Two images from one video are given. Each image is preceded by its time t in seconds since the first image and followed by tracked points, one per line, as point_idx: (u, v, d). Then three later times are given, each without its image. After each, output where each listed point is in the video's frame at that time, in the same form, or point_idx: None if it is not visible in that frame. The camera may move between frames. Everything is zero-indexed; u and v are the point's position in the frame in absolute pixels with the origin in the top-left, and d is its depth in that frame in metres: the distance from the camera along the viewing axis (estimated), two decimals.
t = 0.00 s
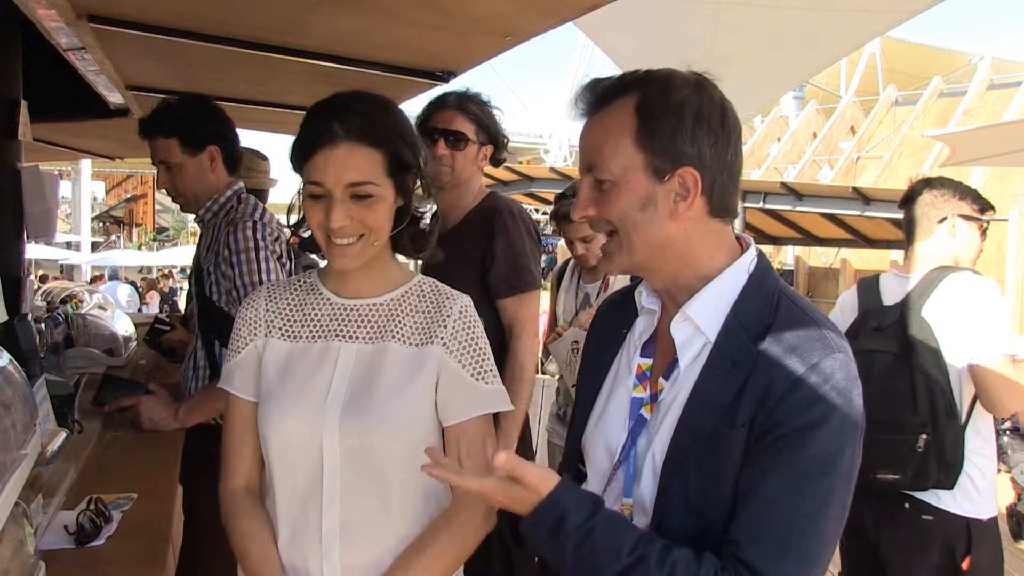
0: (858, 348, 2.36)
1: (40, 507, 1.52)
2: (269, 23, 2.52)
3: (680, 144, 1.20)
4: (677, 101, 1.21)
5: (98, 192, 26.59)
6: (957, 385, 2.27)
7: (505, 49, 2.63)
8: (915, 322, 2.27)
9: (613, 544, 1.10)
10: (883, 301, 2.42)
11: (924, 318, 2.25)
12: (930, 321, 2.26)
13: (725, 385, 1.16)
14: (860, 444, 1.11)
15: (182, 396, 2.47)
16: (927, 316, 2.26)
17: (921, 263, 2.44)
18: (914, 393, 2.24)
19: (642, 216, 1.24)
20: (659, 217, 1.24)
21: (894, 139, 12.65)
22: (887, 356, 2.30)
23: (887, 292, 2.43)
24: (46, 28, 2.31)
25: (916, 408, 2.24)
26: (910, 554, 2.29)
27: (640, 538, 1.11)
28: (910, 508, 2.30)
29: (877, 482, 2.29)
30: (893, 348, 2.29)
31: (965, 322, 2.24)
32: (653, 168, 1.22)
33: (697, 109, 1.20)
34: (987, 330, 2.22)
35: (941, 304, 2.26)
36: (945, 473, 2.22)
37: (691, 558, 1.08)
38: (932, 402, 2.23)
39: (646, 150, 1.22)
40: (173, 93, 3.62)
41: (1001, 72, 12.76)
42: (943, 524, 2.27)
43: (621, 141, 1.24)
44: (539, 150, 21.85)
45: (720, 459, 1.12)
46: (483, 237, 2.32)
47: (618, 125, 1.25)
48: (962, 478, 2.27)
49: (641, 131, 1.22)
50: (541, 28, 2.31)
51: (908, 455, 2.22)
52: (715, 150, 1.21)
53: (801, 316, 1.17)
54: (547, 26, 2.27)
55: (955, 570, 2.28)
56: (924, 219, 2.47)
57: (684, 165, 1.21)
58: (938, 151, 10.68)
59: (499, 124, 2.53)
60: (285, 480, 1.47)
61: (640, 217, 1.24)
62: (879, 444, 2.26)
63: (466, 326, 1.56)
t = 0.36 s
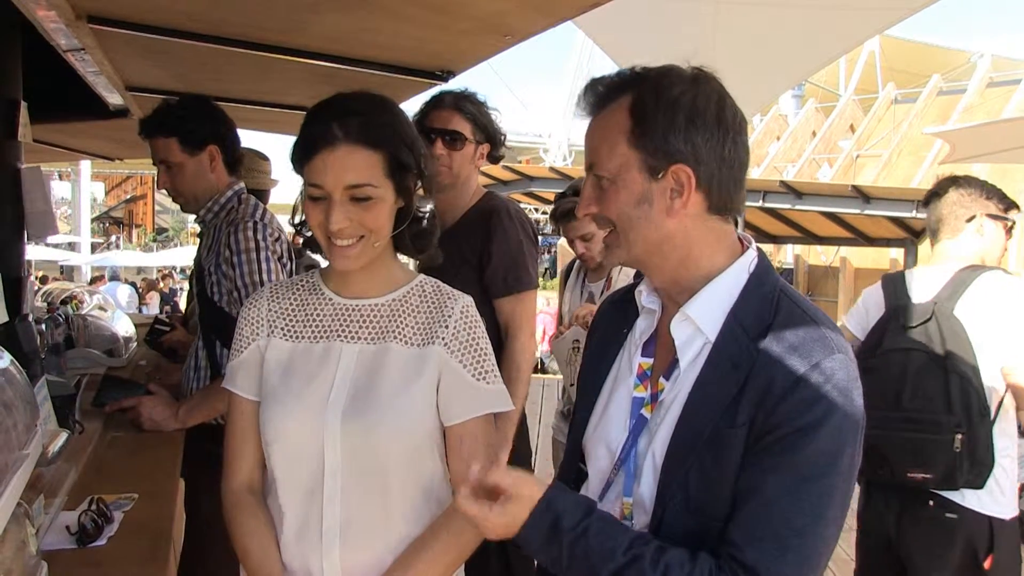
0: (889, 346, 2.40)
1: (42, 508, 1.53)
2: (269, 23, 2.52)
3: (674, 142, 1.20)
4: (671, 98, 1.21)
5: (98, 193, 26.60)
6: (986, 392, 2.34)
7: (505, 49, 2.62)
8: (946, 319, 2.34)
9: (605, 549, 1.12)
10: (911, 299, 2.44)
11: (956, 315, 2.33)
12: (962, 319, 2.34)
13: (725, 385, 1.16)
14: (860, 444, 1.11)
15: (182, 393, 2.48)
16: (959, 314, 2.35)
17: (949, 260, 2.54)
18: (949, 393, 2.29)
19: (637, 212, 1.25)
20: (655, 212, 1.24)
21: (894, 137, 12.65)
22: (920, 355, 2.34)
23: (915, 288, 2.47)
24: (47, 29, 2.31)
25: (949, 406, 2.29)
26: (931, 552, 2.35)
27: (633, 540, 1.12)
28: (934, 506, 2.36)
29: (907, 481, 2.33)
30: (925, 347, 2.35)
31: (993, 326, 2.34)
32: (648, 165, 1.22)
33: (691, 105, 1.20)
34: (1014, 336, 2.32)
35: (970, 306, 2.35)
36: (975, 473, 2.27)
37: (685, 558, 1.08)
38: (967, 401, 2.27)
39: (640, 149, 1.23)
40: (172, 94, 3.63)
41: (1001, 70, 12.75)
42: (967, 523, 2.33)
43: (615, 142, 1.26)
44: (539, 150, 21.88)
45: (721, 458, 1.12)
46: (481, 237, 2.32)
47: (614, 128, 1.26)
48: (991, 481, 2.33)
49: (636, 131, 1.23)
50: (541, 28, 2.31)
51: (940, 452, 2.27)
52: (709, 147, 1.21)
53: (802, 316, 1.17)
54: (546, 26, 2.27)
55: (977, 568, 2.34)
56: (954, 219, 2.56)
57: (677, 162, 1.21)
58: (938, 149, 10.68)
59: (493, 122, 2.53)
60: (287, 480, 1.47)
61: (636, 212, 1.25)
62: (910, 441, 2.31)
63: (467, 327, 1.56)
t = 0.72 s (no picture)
0: (915, 342, 2.39)
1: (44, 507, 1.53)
2: (269, 23, 2.52)
3: (686, 134, 1.20)
4: (681, 92, 1.21)
5: (101, 194, 26.65)
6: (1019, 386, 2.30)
7: (506, 46, 2.62)
8: (974, 314, 2.33)
9: (595, 539, 1.11)
10: (935, 295, 2.45)
11: (983, 311, 2.33)
12: (990, 314, 2.33)
13: (724, 379, 1.16)
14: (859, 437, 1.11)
15: (184, 391, 2.49)
16: (988, 309, 2.34)
17: (967, 257, 2.56)
18: (978, 390, 2.28)
19: (649, 208, 1.23)
20: (666, 207, 1.23)
21: (897, 132, 12.61)
22: (950, 350, 2.33)
23: (939, 285, 2.47)
24: (47, 30, 2.31)
25: (980, 402, 2.27)
26: (949, 549, 2.37)
27: (621, 534, 1.11)
28: (955, 506, 2.36)
29: (936, 477, 2.32)
30: (953, 342, 2.34)
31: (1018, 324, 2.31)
32: (659, 159, 1.21)
33: (701, 99, 1.20)
34: None
35: (999, 300, 2.34)
36: (1005, 470, 2.26)
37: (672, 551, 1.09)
38: (998, 396, 2.26)
39: (650, 142, 1.22)
40: (173, 94, 3.63)
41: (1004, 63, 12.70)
42: (987, 523, 2.32)
43: (626, 133, 1.24)
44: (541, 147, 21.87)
45: (716, 449, 1.12)
46: (482, 234, 2.32)
47: (622, 119, 1.25)
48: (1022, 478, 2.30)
49: (646, 123, 1.22)
50: (542, 25, 2.31)
51: (974, 450, 2.25)
52: (719, 140, 1.21)
53: (802, 310, 1.17)
54: (546, 23, 2.27)
55: (999, 569, 2.34)
56: (977, 215, 2.58)
57: (690, 155, 1.21)
58: (941, 143, 10.64)
59: (492, 119, 2.53)
60: (288, 478, 1.46)
61: (646, 207, 1.23)
62: (945, 438, 2.29)
63: (468, 324, 1.56)
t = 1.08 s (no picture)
0: (919, 337, 2.37)
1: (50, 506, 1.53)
2: (273, 19, 2.51)
3: (691, 130, 1.18)
4: (686, 87, 1.18)
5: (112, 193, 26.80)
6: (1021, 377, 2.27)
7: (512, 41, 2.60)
8: (977, 307, 2.31)
9: (583, 460, 1.07)
10: (939, 289, 2.43)
11: (986, 304, 2.30)
12: (993, 308, 2.31)
13: (725, 370, 1.15)
14: (855, 427, 1.09)
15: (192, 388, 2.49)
16: (991, 303, 2.32)
17: (970, 249, 2.52)
18: (983, 386, 2.26)
19: (655, 204, 1.21)
20: (673, 205, 1.21)
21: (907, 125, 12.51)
22: (953, 343, 2.31)
23: (942, 279, 2.45)
24: (53, 29, 2.31)
25: (985, 396, 2.25)
26: (957, 543, 2.34)
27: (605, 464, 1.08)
28: (963, 498, 2.34)
29: (943, 472, 2.29)
30: (956, 336, 2.32)
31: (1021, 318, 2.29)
32: (666, 156, 1.19)
33: (706, 94, 1.18)
34: None
35: (1002, 292, 2.32)
36: (1012, 464, 2.23)
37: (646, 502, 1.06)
38: (1002, 390, 2.24)
39: (654, 137, 1.20)
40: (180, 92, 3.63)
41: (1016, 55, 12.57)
42: (997, 515, 2.30)
43: (630, 131, 1.21)
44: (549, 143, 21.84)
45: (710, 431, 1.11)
46: (487, 230, 2.30)
47: (626, 117, 1.22)
48: None
49: (649, 119, 1.20)
50: (548, 19, 2.29)
51: (980, 444, 2.22)
52: (725, 136, 1.19)
53: (810, 306, 1.15)
54: (551, 17, 2.25)
55: (1010, 562, 2.30)
56: (980, 206, 2.54)
57: (696, 151, 1.19)
58: (952, 136, 10.54)
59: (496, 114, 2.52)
60: (294, 473, 1.46)
61: (654, 206, 1.21)
62: (952, 432, 2.26)
63: (477, 322, 1.54)
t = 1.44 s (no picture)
0: (914, 333, 2.34)
1: (43, 503, 1.52)
2: (269, 13, 2.49)
3: (673, 129, 1.17)
4: (669, 83, 1.17)
5: (115, 189, 26.84)
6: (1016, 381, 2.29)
7: (510, 35, 2.58)
8: (971, 303, 2.30)
9: (534, 517, 1.06)
10: (932, 283, 2.42)
11: (979, 299, 2.30)
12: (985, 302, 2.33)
13: (711, 368, 1.13)
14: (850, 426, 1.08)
15: (188, 384, 2.49)
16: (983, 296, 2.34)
17: (959, 245, 2.52)
18: (976, 383, 2.25)
19: (635, 202, 1.21)
20: (654, 203, 1.20)
21: (911, 120, 12.45)
22: (947, 339, 2.29)
23: (935, 274, 2.45)
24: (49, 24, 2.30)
25: (978, 392, 2.24)
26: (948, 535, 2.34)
27: (562, 510, 1.07)
28: (956, 492, 2.33)
29: (935, 468, 2.28)
30: (949, 332, 2.30)
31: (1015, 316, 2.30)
32: (646, 155, 1.19)
33: (690, 89, 1.16)
34: None
35: (994, 291, 2.34)
36: (1003, 459, 2.23)
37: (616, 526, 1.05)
38: (994, 385, 2.23)
39: (637, 137, 1.19)
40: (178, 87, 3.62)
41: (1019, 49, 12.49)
42: (989, 510, 2.30)
43: (612, 131, 1.22)
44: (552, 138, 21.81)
45: (701, 432, 1.10)
46: (483, 226, 2.29)
47: (609, 116, 1.23)
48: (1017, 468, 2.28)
49: (631, 119, 1.19)
50: (545, 12, 2.27)
51: (973, 440, 2.21)
52: (710, 134, 1.17)
53: (800, 304, 1.14)
54: (548, 10, 2.23)
55: (1002, 556, 2.31)
56: (985, 218, 2.56)
57: (677, 149, 1.17)
58: (955, 130, 10.49)
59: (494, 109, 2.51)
60: (287, 469, 1.46)
61: (636, 204, 1.21)
62: (944, 429, 2.25)
63: (474, 318, 1.53)
